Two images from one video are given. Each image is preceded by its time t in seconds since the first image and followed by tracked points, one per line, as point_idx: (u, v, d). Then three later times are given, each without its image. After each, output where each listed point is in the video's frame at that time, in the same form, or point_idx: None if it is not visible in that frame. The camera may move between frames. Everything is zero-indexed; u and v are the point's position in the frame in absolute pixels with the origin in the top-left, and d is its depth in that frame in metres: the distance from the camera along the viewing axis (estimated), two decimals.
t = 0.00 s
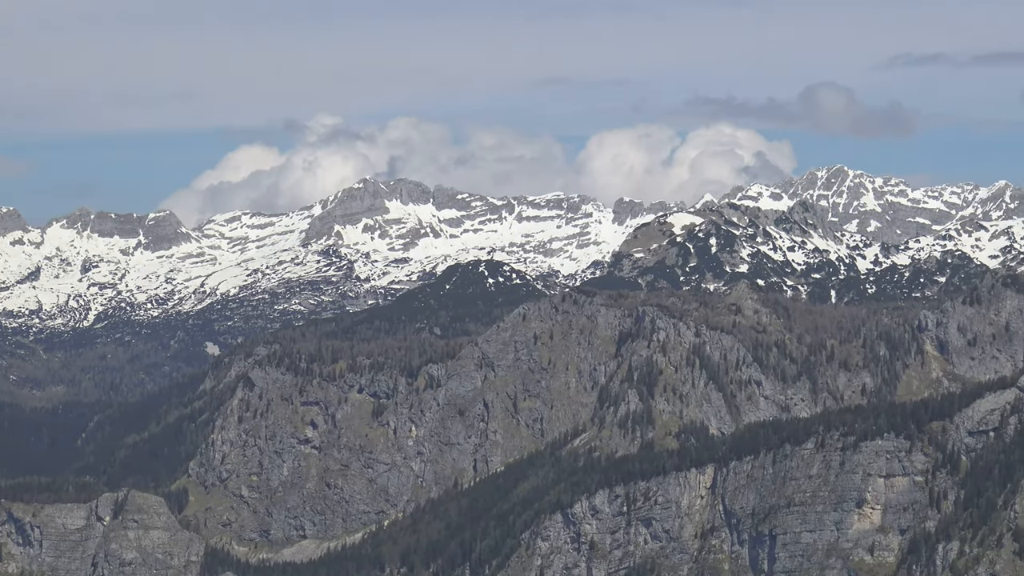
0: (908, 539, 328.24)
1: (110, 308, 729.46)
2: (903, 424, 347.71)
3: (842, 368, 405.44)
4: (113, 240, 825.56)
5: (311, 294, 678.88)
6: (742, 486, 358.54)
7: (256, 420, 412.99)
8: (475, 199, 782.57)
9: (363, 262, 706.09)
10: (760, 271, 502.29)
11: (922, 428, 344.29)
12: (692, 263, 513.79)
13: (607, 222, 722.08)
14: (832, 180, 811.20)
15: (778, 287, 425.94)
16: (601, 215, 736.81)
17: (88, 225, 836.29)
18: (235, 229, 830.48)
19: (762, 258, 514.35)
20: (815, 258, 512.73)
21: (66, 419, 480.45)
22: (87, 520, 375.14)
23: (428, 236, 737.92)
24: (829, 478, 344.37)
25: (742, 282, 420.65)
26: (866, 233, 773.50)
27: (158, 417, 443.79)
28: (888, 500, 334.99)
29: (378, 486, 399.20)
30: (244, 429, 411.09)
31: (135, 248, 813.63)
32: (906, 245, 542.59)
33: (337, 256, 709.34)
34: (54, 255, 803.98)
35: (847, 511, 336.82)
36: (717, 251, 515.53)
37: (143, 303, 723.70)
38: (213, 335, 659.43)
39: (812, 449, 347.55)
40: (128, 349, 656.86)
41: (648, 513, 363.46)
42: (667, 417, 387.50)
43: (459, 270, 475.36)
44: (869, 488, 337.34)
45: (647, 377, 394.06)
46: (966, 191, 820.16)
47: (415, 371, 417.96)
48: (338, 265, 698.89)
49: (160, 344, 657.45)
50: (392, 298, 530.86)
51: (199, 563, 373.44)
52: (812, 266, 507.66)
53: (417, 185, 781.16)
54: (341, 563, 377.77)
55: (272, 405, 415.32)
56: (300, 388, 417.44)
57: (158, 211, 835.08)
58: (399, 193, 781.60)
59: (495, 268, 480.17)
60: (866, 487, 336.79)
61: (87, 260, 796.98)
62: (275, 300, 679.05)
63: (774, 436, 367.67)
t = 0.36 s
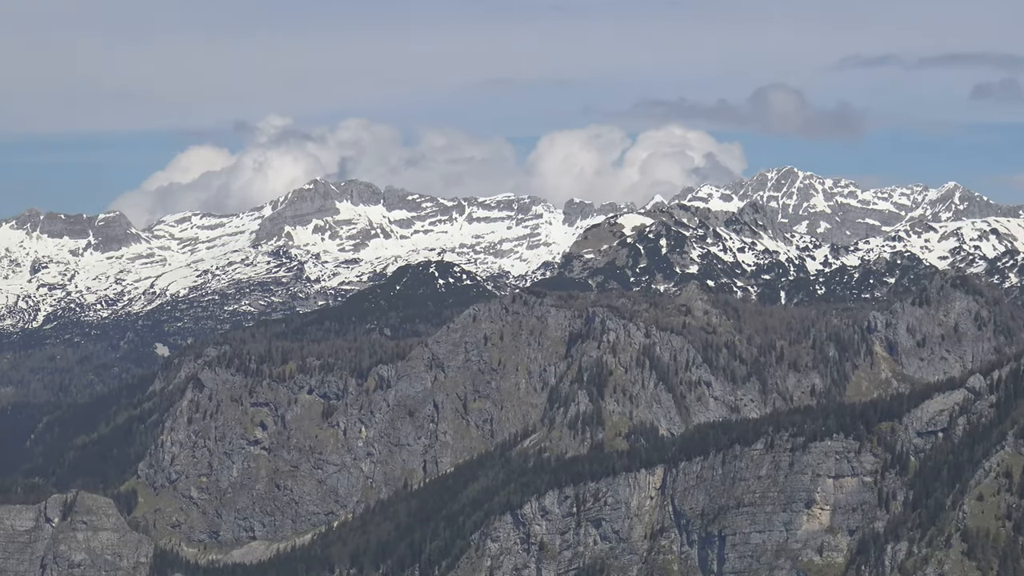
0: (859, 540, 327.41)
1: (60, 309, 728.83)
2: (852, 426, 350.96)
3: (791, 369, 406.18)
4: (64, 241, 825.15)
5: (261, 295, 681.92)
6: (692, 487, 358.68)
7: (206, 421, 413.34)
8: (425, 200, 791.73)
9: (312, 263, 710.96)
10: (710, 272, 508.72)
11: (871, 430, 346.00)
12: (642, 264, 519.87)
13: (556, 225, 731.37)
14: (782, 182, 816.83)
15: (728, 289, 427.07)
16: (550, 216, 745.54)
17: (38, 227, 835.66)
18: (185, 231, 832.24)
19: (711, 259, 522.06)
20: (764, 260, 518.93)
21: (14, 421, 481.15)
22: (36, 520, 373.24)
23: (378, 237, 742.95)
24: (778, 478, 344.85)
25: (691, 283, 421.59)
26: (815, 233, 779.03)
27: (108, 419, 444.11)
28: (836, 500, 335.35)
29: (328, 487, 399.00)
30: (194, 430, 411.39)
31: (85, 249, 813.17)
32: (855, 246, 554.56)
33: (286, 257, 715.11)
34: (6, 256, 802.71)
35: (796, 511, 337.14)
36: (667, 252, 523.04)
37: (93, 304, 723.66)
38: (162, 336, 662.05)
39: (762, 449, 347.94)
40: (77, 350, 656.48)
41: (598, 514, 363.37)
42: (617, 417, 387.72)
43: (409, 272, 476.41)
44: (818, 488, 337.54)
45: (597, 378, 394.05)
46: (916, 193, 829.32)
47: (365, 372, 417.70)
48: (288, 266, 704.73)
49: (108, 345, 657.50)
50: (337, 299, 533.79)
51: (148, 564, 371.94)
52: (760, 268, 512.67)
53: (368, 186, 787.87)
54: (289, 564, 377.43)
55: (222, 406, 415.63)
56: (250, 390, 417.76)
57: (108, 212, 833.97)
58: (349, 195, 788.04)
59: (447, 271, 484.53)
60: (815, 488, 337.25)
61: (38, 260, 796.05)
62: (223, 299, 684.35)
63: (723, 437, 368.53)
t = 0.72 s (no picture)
0: (810, 541, 327.78)
1: (11, 306, 727.17)
2: (804, 425, 351.65)
3: (743, 369, 407.13)
4: (15, 240, 824.14)
5: (213, 295, 685.59)
6: (643, 487, 358.44)
7: (157, 421, 413.11)
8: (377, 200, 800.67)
9: (264, 263, 716.38)
10: (662, 272, 515.99)
11: (823, 428, 347.40)
12: (595, 264, 529.05)
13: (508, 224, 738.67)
14: (733, 182, 827.08)
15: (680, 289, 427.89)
16: (504, 215, 752.79)
17: None
18: (136, 232, 833.54)
19: (663, 260, 528.67)
20: (716, 260, 528.23)
21: None
22: None
23: (330, 237, 750.15)
24: (730, 479, 345.41)
25: (643, 283, 422.51)
26: (767, 233, 784.21)
27: (59, 420, 444.92)
28: (788, 501, 336.06)
29: (280, 487, 399.43)
30: (145, 431, 411.46)
31: (35, 249, 811.45)
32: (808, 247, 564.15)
33: (239, 257, 720.92)
34: None
35: (747, 511, 337.59)
36: (620, 253, 531.95)
37: (44, 304, 723.18)
38: (114, 336, 665.49)
39: (713, 450, 348.53)
40: (29, 349, 656.23)
41: (550, 515, 363.35)
42: (569, 418, 387.92)
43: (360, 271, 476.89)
44: (770, 489, 338.19)
45: (549, 378, 393.91)
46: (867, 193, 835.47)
47: (317, 372, 419.17)
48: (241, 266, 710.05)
49: (60, 345, 658.20)
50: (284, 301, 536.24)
51: (100, 564, 372.47)
52: (713, 268, 522.30)
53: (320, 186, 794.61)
54: (241, 563, 376.64)
55: (173, 405, 415.64)
56: (202, 389, 418.05)
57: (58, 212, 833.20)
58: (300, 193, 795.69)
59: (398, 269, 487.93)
60: (767, 488, 338.00)
61: None
62: (174, 300, 690.16)
63: (675, 437, 368.75)
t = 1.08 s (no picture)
0: (769, 537, 326.20)
1: None
2: (762, 422, 351.86)
3: (702, 366, 407.98)
4: None
5: (172, 290, 686.76)
6: (603, 483, 359.56)
7: (117, 417, 415.12)
8: (337, 197, 811.55)
9: (224, 259, 719.55)
10: (622, 268, 529.02)
11: (781, 424, 351.97)
12: (554, 260, 537.78)
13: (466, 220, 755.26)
14: (692, 179, 837.21)
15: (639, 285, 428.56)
16: (462, 212, 768.37)
17: None
18: (96, 228, 833.39)
19: (623, 256, 539.22)
20: (676, 257, 541.98)
21: None
22: None
23: (289, 234, 761.12)
24: (688, 475, 346.49)
25: (602, 279, 423.06)
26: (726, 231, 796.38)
27: (18, 417, 443.59)
28: (746, 497, 336.58)
29: (239, 483, 398.68)
30: (105, 427, 413.40)
31: None
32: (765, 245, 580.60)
33: (198, 253, 723.51)
34: None
35: (705, 507, 338.05)
36: (579, 249, 538.87)
37: (4, 300, 721.99)
38: (73, 332, 666.57)
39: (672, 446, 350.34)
40: None
41: (508, 511, 364.23)
42: (527, 414, 388.48)
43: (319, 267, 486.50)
44: (728, 485, 339.40)
45: (508, 374, 394.54)
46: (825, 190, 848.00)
47: (276, 368, 419.43)
48: (201, 260, 712.90)
49: (19, 340, 656.93)
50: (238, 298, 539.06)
51: (58, 560, 367.58)
52: (672, 265, 537.25)
53: (281, 182, 803.04)
54: (201, 560, 374.56)
55: (132, 401, 417.60)
56: (161, 385, 419.69)
57: (17, 207, 830.09)
58: (261, 188, 802.42)
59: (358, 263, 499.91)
60: (725, 484, 339.38)
61: None
62: (132, 295, 692.26)
63: (635, 434, 368.57)
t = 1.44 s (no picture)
0: (733, 534, 327.85)
1: None
2: (726, 419, 353.47)
3: (666, 363, 408.85)
4: None
5: (136, 286, 686.51)
6: (567, 480, 358.76)
7: (80, 413, 414.79)
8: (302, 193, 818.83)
9: (187, 254, 721.42)
10: (586, 265, 535.79)
11: (746, 422, 352.66)
12: (518, 257, 544.53)
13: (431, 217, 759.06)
14: (657, 176, 850.78)
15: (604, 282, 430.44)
16: (427, 207, 771.98)
17: None
18: (60, 224, 834.27)
19: (587, 252, 547.88)
20: (640, 254, 551.96)
21: None
22: None
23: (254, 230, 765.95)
24: (653, 472, 346.10)
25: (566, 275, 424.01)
26: (691, 228, 809.00)
27: None
28: (709, 495, 337.28)
29: (204, 480, 397.69)
30: (69, 422, 413.15)
31: None
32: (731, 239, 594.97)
33: (162, 248, 725.02)
34: None
35: (668, 504, 339.14)
36: (544, 246, 547.68)
37: None
38: (36, 328, 666.10)
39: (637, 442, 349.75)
40: None
41: (473, 507, 362.39)
42: (491, 410, 387.78)
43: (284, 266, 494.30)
44: (692, 483, 340.16)
45: (473, 371, 394.46)
46: (790, 187, 858.94)
47: (241, 365, 420.84)
48: (164, 256, 715.10)
49: None
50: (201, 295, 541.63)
51: (21, 557, 366.59)
52: (637, 262, 545.02)
53: (246, 178, 813.23)
54: (165, 556, 372.43)
55: (95, 397, 417.41)
56: (125, 381, 419.17)
57: None
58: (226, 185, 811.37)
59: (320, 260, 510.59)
60: (689, 482, 339.72)
61: None
62: (97, 291, 692.73)
63: (599, 431, 367.53)
